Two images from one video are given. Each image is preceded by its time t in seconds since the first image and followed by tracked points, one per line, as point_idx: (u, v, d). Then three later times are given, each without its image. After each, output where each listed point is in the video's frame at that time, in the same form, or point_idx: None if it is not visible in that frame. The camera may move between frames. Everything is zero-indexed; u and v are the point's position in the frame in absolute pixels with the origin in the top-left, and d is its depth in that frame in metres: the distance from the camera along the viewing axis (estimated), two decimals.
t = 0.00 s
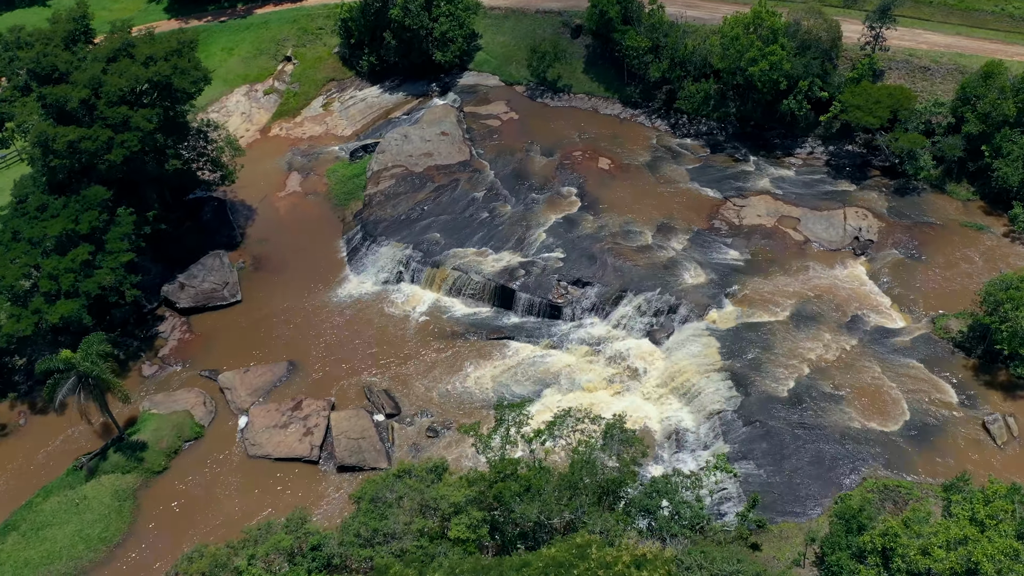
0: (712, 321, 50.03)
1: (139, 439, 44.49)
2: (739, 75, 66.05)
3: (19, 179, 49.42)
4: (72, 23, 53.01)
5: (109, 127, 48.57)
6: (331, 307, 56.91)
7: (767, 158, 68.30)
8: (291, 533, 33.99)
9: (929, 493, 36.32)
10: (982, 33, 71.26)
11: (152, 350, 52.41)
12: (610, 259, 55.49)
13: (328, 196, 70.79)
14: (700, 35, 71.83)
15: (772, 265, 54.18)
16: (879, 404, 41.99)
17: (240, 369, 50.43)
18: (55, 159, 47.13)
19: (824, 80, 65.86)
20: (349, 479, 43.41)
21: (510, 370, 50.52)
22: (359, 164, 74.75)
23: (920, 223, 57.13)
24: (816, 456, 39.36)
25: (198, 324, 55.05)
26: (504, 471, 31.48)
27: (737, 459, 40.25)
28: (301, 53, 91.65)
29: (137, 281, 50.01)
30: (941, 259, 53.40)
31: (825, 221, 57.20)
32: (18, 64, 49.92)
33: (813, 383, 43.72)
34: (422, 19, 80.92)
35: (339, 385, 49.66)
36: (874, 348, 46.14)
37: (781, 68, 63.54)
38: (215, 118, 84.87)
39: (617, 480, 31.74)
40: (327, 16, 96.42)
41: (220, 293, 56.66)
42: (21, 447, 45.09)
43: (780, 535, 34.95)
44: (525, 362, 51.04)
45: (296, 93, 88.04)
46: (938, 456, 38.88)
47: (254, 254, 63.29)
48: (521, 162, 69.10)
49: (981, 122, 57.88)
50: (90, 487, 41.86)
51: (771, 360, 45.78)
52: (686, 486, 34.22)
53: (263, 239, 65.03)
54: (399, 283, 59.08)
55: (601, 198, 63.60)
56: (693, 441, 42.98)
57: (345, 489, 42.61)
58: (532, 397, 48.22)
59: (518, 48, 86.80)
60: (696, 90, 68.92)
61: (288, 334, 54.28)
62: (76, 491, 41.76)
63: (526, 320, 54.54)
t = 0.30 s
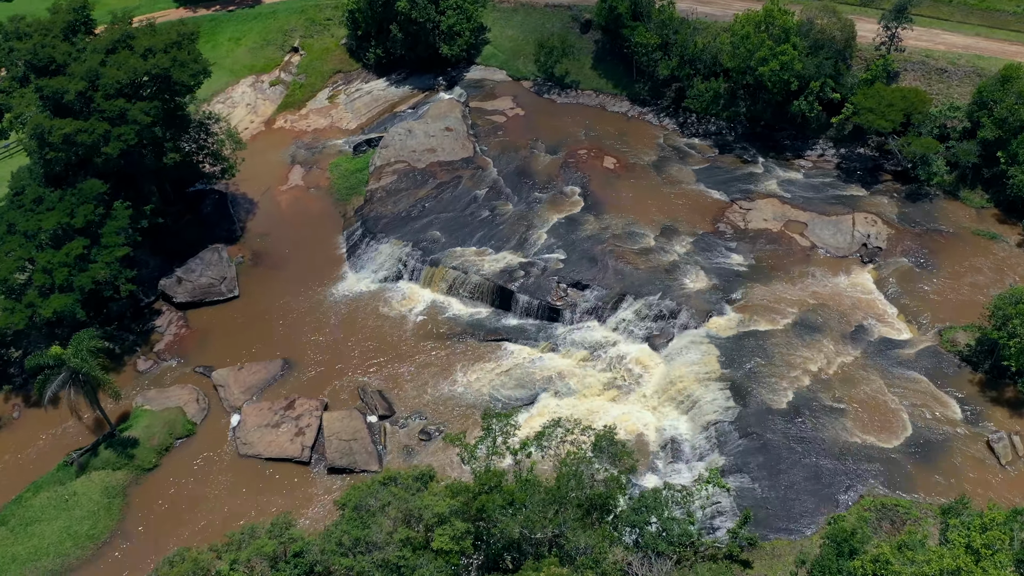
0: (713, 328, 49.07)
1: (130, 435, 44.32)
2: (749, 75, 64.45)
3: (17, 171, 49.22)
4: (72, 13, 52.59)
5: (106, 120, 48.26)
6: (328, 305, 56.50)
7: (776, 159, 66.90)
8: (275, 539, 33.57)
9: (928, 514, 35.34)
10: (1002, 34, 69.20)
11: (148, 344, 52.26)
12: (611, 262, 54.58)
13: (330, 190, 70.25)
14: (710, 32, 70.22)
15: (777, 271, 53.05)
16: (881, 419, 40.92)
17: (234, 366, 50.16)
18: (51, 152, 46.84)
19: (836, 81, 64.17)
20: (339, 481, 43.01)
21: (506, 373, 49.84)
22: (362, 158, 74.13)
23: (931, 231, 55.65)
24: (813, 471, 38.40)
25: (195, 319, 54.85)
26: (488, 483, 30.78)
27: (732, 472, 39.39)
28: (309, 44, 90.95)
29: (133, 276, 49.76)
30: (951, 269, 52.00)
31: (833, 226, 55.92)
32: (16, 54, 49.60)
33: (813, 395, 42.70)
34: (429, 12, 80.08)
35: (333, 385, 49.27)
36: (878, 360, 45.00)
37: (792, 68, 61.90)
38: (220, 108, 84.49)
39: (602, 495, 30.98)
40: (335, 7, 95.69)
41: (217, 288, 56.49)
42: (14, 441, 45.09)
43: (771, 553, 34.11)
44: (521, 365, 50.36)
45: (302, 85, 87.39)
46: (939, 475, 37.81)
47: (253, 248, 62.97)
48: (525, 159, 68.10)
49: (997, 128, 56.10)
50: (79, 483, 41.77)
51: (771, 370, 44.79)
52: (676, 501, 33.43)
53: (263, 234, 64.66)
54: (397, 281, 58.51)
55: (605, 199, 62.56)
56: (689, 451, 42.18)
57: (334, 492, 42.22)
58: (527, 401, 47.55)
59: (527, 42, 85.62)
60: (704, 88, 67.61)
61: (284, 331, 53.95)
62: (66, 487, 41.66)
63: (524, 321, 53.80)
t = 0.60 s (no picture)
0: (714, 336, 48.09)
1: (123, 431, 44.19)
2: (761, 75, 62.88)
3: (15, 162, 49.02)
4: (74, 3, 52.21)
5: (104, 113, 47.95)
6: (326, 302, 56.10)
7: (787, 162, 65.46)
8: (259, 543, 33.20)
9: (928, 536, 34.37)
10: None
11: (144, 339, 52.11)
12: (613, 265, 53.68)
13: (333, 185, 69.69)
14: (723, 29, 68.60)
15: (782, 278, 51.88)
16: (883, 436, 39.88)
17: (230, 363, 49.93)
18: (48, 144, 46.63)
19: (851, 82, 62.46)
20: (330, 483, 42.62)
21: (502, 376, 49.18)
22: (366, 152, 73.45)
23: (943, 240, 54.16)
24: (809, 488, 37.49)
25: (193, 314, 54.67)
26: (471, 496, 30.17)
27: (727, 486, 38.58)
28: (317, 34, 90.18)
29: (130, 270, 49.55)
30: (962, 280, 50.57)
31: (842, 233, 54.62)
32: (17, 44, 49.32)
33: (815, 408, 41.70)
34: (437, 4, 79.15)
35: (328, 384, 48.87)
36: (883, 373, 43.86)
37: (805, 69, 60.26)
38: (226, 98, 84.06)
39: (587, 511, 30.09)
40: None
41: (216, 283, 56.33)
42: (9, 433, 45.11)
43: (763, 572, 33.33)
44: (519, 368, 49.68)
45: (310, 76, 86.71)
46: (941, 496, 36.76)
47: (254, 242, 62.61)
48: (530, 157, 67.12)
49: (1016, 135, 54.17)
50: (71, 478, 41.68)
51: (771, 381, 43.80)
52: (665, 517, 32.63)
53: (265, 228, 64.28)
54: (397, 279, 57.97)
55: (610, 199, 61.47)
56: (685, 462, 41.33)
57: (325, 494, 41.84)
58: (523, 405, 46.86)
59: (537, 36, 84.34)
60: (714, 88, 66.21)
61: (281, 328, 53.64)
62: (57, 482, 41.60)
63: (523, 324, 53.08)
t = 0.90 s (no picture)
0: (715, 344, 47.13)
1: (116, 426, 44.14)
2: (773, 75, 61.38)
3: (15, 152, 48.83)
4: None
5: (103, 104, 47.64)
6: (325, 299, 55.71)
7: (798, 164, 63.99)
8: (243, 548, 32.94)
9: (926, 560, 33.46)
10: None
11: (142, 333, 52.03)
12: (615, 268, 52.76)
13: (336, 178, 69.14)
14: (736, 27, 67.02)
15: (788, 286, 50.76)
16: (885, 453, 38.87)
17: (226, 359, 49.75)
18: (46, 136, 46.39)
19: (866, 84, 60.79)
20: (320, 484, 42.27)
21: (499, 379, 48.55)
22: (371, 146, 72.74)
23: (956, 249, 52.67)
24: (806, 505, 36.63)
25: (191, 308, 54.52)
26: (454, 508, 29.65)
27: (722, 500, 37.83)
28: (326, 24, 89.37)
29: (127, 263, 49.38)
30: (974, 292, 49.16)
31: (851, 240, 53.35)
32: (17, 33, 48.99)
33: (816, 422, 40.72)
34: None
35: (323, 383, 48.51)
36: (887, 387, 42.72)
37: (818, 70, 58.70)
38: (233, 88, 83.53)
39: (573, 526, 29.30)
40: None
41: (215, 277, 56.12)
42: (4, 425, 45.21)
43: None
44: (516, 371, 49.04)
45: (317, 66, 85.98)
46: (942, 518, 35.74)
47: (255, 236, 62.29)
48: (535, 155, 66.12)
49: None
50: (63, 473, 41.70)
51: (772, 392, 42.86)
52: (653, 533, 31.86)
53: (266, 221, 63.89)
54: (396, 276, 57.42)
55: (615, 200, 60.41)
56: (680, 474, 40.53)
57: (314, 495, 41.50)
58: (518, 410, 46.21)
59: (547, 30, 83.01)
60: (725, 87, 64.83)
61: (278, 325, 53.37)
62: (49, 476, 41.61)
63: (522, 326, 52.39)
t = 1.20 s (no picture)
0: (715, 352, 46.18)
1: (108, 421, 44.03)
2: (785, 76, 59.85)
3: (14, 141, 48.64)
4: None
5: (101, 95, 47.24)
6: (323, 295, 55.26)
7: (809, 167, 62.51)
8: (226, 551, 32.64)
9: None
10: None
11: (139, 325, 51.85)
12: (617, 271, 51.83)
13: (339, 171, 68.50)
14: (749, 24, 65.39)
15: (793, 294, 49.60)
16: (885, 471, 37.85)
17: (221, 354, 49.46)
18: (44, 126, 46.13)
19: (881, 86, 59.10)
20: (310, 485, 41.90)
21: (495, 382, 47.88)
22: (375, 139, 71.96)
23: (969, 259, 51.18)
24: (801, 523, 35.76)
25: (188, 301, 54.27)
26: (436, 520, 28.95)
27: (716, 515, 37.05)
28: (335, 14, 88.47)
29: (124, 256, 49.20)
30: (985, 305, 47.74)
31: (860, 248, 52.09)
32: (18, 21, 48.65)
33: (815, 437, 39.73)
34: None
35: (318, 382, 48.12)
36: (891, 403, 41.59)
37: (831, 71, 57.13)
38: (240, 77, 82.90)
39: (557, 543, 28.36)
40: None
41: (213, 270, 55.80)
42: None
43: None
44: (512, 374, 48.35)
45: (325, 56, 85.14)
46: (942, 541, 34.74)
47: (256, 229, 61.86)
48: (541, 152, 65.06)
49: None
50: (54, 466, 41.65)
51: (771, 405, 41.91)
52: (641, 549, 31.09)
53: (267, 214, 63.43)
54: (396, 274, 56.83)
55: (619, 200, 59.33)
56: (675, 485, 39.79)
57: (304, 497, 41.14)
58: (513, 414, 45.62)
59: (557, 24, 81.60)
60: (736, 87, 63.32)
61: (275, 321, 53.01)
62: (40, 469, 41.57)
63: (521, 327, 51.63)
